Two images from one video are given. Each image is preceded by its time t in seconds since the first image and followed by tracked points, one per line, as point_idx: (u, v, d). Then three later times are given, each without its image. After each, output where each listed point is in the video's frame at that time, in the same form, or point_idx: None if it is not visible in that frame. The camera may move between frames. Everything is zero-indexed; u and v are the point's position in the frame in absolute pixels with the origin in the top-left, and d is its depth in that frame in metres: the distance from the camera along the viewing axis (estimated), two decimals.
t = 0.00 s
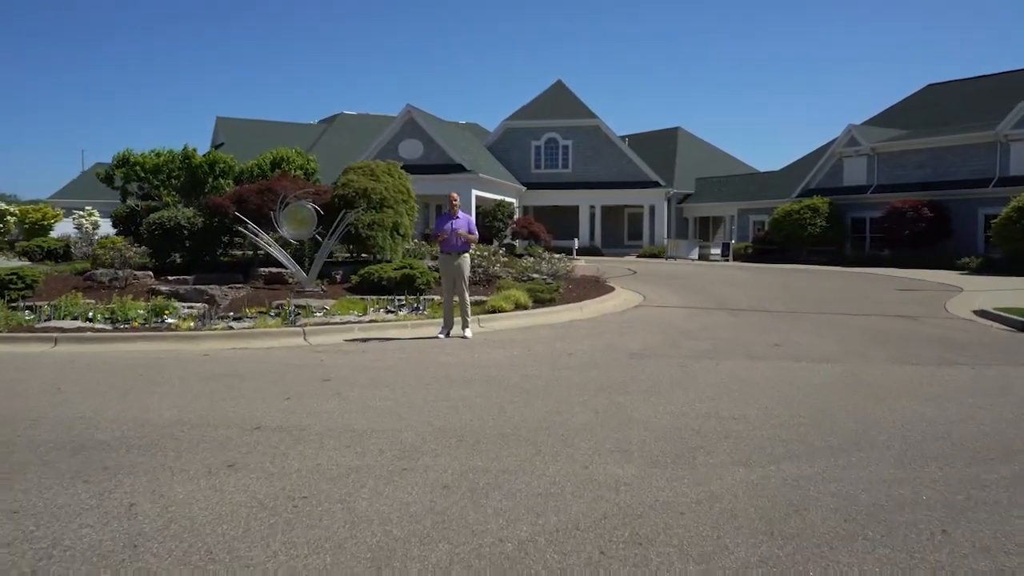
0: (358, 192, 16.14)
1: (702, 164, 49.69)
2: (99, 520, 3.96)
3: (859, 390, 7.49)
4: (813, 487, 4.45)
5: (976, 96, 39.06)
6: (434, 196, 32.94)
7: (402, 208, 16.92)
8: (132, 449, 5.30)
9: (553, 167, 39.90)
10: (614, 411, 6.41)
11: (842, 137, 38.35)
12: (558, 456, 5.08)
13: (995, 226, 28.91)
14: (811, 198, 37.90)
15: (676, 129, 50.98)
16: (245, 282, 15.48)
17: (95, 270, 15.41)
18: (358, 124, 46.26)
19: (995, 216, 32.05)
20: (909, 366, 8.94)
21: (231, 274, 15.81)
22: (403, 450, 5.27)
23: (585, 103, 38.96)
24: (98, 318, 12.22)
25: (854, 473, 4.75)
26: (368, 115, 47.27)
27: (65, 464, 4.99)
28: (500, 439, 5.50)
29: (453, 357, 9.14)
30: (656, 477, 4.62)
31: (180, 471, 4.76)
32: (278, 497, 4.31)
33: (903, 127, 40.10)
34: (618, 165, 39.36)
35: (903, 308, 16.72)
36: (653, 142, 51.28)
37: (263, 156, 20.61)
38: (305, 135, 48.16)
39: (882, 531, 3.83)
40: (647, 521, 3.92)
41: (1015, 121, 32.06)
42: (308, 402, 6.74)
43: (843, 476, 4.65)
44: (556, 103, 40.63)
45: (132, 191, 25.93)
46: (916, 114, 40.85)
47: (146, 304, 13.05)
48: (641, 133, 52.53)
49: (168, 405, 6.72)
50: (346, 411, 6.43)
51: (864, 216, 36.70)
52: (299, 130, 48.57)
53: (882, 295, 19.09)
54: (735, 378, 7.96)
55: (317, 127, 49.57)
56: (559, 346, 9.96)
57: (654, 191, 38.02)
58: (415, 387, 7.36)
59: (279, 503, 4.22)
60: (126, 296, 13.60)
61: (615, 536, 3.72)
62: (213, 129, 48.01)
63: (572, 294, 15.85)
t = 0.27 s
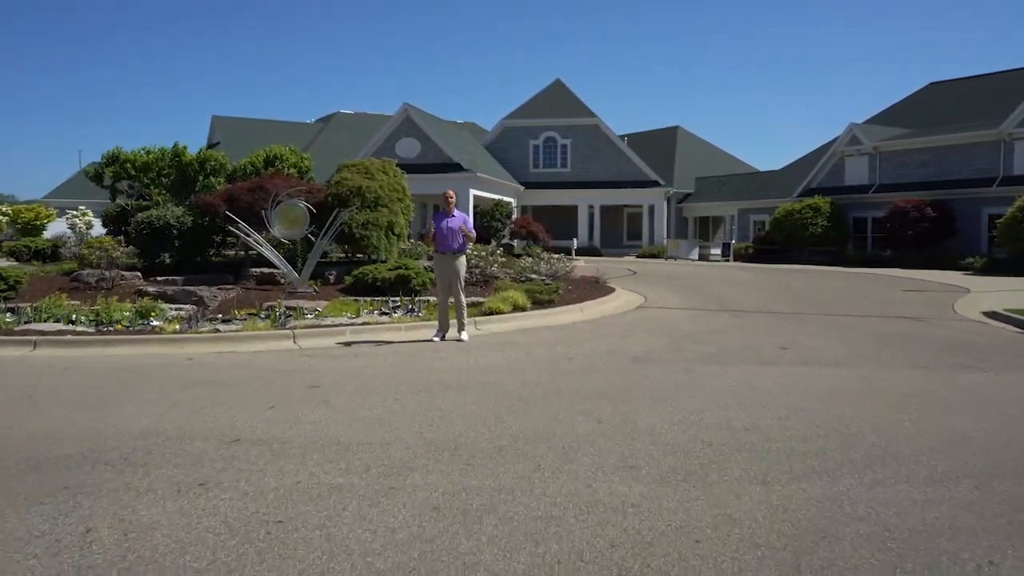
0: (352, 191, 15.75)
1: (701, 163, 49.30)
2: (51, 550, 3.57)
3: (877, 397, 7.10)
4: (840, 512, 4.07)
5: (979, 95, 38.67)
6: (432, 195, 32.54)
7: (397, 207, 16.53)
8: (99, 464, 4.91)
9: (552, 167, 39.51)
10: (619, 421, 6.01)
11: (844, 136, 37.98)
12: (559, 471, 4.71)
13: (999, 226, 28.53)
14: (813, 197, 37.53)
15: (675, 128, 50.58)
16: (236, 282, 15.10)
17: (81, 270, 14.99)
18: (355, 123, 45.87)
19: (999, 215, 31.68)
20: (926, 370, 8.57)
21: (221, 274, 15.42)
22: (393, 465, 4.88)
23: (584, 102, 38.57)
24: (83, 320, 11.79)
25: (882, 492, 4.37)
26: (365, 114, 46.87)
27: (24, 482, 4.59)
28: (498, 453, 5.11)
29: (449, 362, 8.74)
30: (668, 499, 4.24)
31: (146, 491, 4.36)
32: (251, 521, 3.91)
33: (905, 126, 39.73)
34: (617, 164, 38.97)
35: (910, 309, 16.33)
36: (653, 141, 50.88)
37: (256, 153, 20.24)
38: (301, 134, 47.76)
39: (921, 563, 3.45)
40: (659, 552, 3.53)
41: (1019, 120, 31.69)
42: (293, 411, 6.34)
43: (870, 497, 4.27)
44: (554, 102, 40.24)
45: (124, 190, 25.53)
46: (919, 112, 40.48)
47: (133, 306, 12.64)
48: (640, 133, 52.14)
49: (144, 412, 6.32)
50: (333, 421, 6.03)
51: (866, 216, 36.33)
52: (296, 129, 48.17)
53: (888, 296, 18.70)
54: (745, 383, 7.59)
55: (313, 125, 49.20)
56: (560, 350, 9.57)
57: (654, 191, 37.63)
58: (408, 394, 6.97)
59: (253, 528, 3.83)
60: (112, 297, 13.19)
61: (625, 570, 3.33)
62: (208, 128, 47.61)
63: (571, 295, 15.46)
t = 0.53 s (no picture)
0: (346, 189, 15.35)
1: (701, 163, 48.90)
2: None
3: (896, 406, 6.70)
4: (870, 540, 3.69)
5: (981, 93, 38.29)
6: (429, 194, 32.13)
7: (392, 206, 16.12)
8: (59, 483, 4.50)
9: (550, 166, 39.11)
10: (623, 434, 5.61)
11: (845, 134, 37.60)
12: (560, 494, 4.30)
13: (1004, 226, 28.16)
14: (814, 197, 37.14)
15: (675, 127, 50.18)
16: (226, 283, 14.68)
17: (66, 271, 14.56)
18: (352, 122, 45.46)
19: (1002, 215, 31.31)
20: (943, 376, 8.19)
21: (211, 275, 15.01)
22: (378, 486, 4.48)
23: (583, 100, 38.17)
24: (65, 322, 11.35)
25: (915, 518, 3.98)
26: (362, 113, 46.47)
27: None
28: (493, 471, 4.71)
29: (444, 367, 8.34)
30: (680, 526, 3.84)
31: (104, 516, 3.96)
32: (218, 555, 3.51)
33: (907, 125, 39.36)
34: (616, 163, 38.57)
35: (919, 311, 15.93)
36: (652, 140, 50.49)
37: (248, 152, 19.86)
38: (297, 133, 47.35)
39: None
40: None
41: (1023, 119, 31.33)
42: (275, 422, 5.94)
43: (901, 523, 3.88)
44: (553, 101, 39.83)
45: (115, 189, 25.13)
46: (921, 111, 40.11)
47: (118, 307, 12.22)
48: (640, 132, 51.73)
49: (115, 423, 5.92)
50: (317, 434, 5.62)
51: (868, 215, 35.95)
52: (292, 128, 47.77)
53: (894, 298, 18.31)
54: (755, 391, 7.20)
55: (310, 124, 48.80)
56: (559, 354, 9.16)
57: (653, 190, 37.25)
58: (398, 403, 6.57)
59: (219, 564, 3.42)
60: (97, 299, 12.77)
61: None
62: (203, 127, 47.19)
63: (571, 296, 15.06)
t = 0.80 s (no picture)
0: (339, 188, 14.95)
1: (700, 161, 48.52)
2: None
3: (919, 416, 6.31)
4: None
5: (983, 92, 37.91)
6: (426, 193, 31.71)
7: (387, 204, 15.73)
8: (10, 507, 4.10)
9: (549, 165, 38.72)
10: (630, 449, 5.21)
11: (846, 133, 37.22)
12: (563, 520, 3.91)
13: (1009, 226, 27.79)
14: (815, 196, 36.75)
15: (674, 126, 49.79)
16: (217, 284, 14.28)
17: (51, 271, 14.12)
18: (348, 121, 45.07)
19: (1006, 215, 30.94)
20: (962, 383, 7.80)
21: (201, 275, 14.60)
22: (365, 511, 4.07)
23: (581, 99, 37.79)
24: (47, 324, 10.93)
25: (956, 549, 3.60)
26: (358, 111, 46.07)
27: None
28: (489, 493, 4.31)
29: (438, 373, 7.94)
30: (698, 560, 3.45)
31: (57, 549, 3.55)
32: None
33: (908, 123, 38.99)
34: (615, 162, 38.17)
35: (927, 312, 15.54)
36: (651, 139, 50.09)
37: (240, 149, 19.45)
38: (293, 131, 46.96)
39: None
40: None
41: None
42: (256, 435, 5.53)
43: (944, 557, 3.50)
44: (552, 99, 39.43)
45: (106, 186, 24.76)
46: (922, 110, 39.74)
47: (102, 309, 11.80)
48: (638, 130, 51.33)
49: (84, 437, 5.51)
50: (299, 449, 5.22)
51: (869, 215, 35.58)
52: (287, 126, 47.36)
53: (900, 299, 17.93)
54: (767, 399, 6.80)
55: (306, 123, 48.38)
56: (560, 360, 8.77)
57: (653, 189, 36.86)
58: (389, 414, 6.17)
59: None
60: (81, 300, 12.35)
61: None
62: (198, 125, 46.79)
63: (570, 298, 14.66)
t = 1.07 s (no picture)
0: (333, 186, 14.54)
1: (700, 161, 48.13)
2: None
3: (947, 427, 5.91)
4: None
5: (987, 90, 37.50)
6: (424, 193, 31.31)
7: (382, 202, 15.32)
8: None
9: (548, 164, 38.32)
10: (641, 466, 4.81)
11: (848, 131, 36.82)
12: (572, 551, 3.51)
13: (1015, 226, 27.40)
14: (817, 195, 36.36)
15: (674, 125, 49.39)
16: (207, 285, 13.87)
17: (35, 272, 13.70)
18: (345, 119, 44.65)
19: (1011, 214, 30.58)
20: (986, 390, 7.41)
21: (191, 276, 14.19)
22: (351, 539, 3.67)
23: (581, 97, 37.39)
24: (28, 326, 10.51)
25: None
26: (355, 110, 45.65)
27: None
28: (489, 518, 3.91)
29: (434, 380, 7.54)
30: None
31: None
32: None
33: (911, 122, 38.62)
34: (614, 161, 37.77)
35: (937, 314, 15.15)
36: (652, 138, 49.67)
37: (233, 146, 19.05)
38: (289, 130, 46.54)
39: None
40: None
41: None
42: (236, 449, 5.13)
43: None
44: (551, 97, 39.03)
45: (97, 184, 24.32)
46: (925, 108, 39.38)
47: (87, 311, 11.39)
48: (638, 129, 50.92)
49: (50, 452, 5.11)
50: (282, 465, 4.81)
51: (872, 215, 35.20)
52: (284, 125, 46.94)
53: (908, 299, 17.53)
54: (783, 409, 6.41)
55: (303, 121, 47.98)
56: (562, 365, 8.37)
57: (653, 188, 36.47)
58: (380, 425, 5.77)
59: None
60: (66, 301, 11.94)
61: None
62: (194, 123, 46.35)
63: (571, 298, 14.26)
